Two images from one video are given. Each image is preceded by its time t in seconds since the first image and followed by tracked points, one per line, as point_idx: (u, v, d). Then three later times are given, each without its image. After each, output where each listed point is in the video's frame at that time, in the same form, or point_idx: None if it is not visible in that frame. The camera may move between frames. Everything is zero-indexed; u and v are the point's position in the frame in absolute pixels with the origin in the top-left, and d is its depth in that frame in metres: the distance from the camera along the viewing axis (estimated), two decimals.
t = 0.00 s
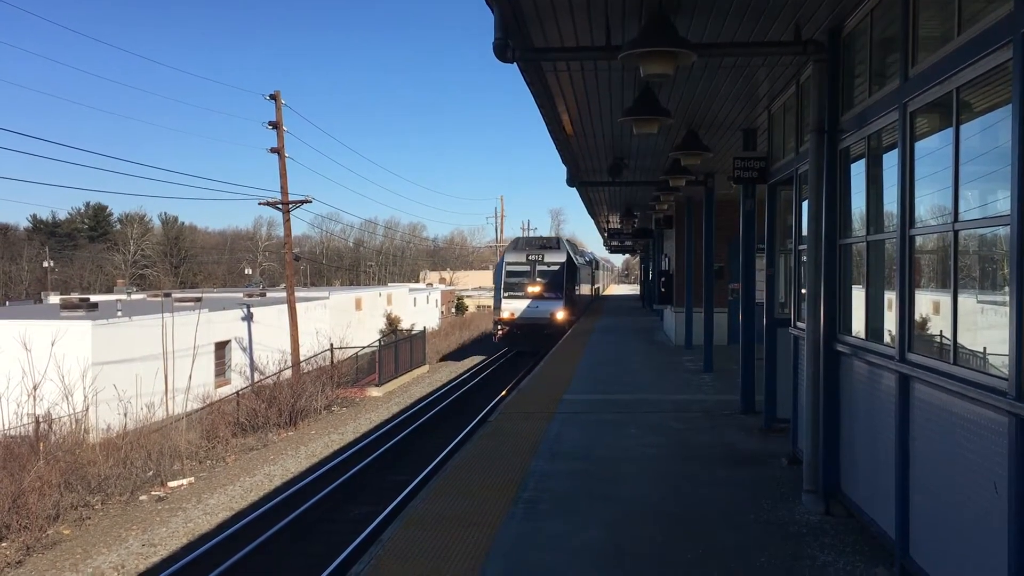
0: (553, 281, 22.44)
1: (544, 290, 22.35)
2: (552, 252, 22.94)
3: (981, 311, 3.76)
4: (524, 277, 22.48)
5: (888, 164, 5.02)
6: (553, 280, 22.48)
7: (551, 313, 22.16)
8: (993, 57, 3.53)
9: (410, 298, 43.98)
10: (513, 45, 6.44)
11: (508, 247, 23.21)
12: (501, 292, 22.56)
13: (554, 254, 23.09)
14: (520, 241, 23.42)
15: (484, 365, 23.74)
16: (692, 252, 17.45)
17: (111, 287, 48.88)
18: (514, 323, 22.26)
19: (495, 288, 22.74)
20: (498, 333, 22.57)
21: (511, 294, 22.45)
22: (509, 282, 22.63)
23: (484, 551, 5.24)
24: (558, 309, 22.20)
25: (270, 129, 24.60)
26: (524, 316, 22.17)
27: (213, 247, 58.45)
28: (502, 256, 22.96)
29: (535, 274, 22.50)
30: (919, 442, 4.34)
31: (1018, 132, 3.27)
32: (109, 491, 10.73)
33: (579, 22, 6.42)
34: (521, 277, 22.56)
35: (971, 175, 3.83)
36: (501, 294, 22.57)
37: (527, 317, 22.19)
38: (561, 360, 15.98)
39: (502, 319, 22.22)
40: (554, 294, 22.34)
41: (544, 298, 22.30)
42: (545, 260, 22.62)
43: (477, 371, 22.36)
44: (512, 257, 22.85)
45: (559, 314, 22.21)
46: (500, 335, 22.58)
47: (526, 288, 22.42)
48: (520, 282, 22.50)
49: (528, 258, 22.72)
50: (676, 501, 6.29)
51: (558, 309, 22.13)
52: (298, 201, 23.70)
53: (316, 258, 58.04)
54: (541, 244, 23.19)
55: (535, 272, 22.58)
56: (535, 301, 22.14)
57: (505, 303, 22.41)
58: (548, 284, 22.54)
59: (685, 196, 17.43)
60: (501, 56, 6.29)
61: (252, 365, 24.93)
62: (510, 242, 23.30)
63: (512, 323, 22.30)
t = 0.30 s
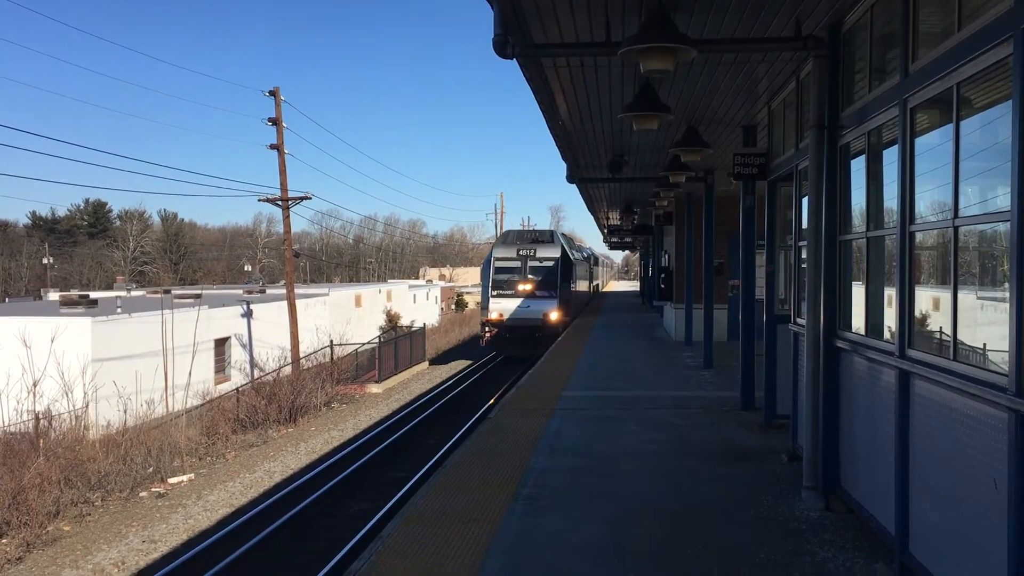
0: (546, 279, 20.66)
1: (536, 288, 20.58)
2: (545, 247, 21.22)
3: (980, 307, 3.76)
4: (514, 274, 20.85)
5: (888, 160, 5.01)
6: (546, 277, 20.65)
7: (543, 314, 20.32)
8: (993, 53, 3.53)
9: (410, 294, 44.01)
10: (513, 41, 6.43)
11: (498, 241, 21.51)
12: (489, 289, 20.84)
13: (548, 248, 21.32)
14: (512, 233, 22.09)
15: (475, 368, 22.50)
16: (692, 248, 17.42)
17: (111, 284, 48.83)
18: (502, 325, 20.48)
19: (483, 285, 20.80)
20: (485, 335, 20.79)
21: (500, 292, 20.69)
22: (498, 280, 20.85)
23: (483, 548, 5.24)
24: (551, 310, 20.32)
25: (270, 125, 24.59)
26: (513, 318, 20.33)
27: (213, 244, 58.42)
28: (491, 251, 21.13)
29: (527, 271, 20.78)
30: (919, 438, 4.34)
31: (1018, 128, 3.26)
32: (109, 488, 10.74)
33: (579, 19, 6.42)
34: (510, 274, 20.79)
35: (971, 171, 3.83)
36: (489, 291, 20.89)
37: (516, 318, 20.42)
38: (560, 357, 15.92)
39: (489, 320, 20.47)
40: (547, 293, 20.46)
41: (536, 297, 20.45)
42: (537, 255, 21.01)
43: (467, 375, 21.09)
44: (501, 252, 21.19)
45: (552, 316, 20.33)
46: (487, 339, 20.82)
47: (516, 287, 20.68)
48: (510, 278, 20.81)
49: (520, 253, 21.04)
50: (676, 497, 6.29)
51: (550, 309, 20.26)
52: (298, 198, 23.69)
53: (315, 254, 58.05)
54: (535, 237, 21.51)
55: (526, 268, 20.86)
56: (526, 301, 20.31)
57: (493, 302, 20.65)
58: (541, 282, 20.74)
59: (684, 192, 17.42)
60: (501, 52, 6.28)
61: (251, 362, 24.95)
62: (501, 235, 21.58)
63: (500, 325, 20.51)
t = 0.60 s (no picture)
0: (538, 277, 19.12)
1: (526, 287, 19.03)
2: (537, 241, 19.72)
3: (980, 303, 3.76)
4: (503, 271, 19.25)
5: (888, 156, 5.00)
6: (537, 274, 19.16)
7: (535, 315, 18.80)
8: (993, 49, 3.52)
9: (410, 291, 44.05)
10: (513, 37, 6.43)
11: (486, 235, 19.98)
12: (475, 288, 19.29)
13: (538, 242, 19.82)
14: (502, 226, 20.49)
15: (465, 372, 21.12)
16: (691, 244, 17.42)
17: (111, 281, 48.78)
18: (490, 328, 18.94)
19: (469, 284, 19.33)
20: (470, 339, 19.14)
21: (487, 292, 19.14)
22: (484, 277, 19.24)
23: (483, 545, 5.24)
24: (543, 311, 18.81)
25: (270, 122, 24.57)
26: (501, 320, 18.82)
27: (213, 241, 58.38)
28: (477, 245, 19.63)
29: (516, 268, 19.27)
30: (919, 435, 4.33)
31: (1018, 125, 3.25)
32: (108, 485, 10.74)
33: (578, 16, 6.42)
34: (499, 271, 19.22)
35: (971, 168, 3.82)
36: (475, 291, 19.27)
37: (504, 320, 18.89)
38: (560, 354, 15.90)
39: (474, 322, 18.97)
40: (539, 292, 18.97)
41: (526, 296, 18.98)
42: (527, 251, 19.48)
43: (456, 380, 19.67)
44: (489, 247, 19.64)
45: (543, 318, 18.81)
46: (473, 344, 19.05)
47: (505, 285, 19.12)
48: (498, 276, 19.24)
49: (509, 248, 19.54)
50: (676, 494, 6.29)
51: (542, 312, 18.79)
52: (298, 195, 23.69)
53: (315, 252, 58.07)
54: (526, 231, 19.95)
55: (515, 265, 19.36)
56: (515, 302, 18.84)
57: (480, 302, 19.14)
58: (531, 280, 19.20)
59: (684, 189, 17.43)
60: (500, 49, 6.28)
61: (251, 359, 24.96)
62: (489, 228, 20.09)
63: (488, 328, 18.98)
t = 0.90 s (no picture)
0: (527, 278, 17.85)
1: (514, 288, 17.80)
2: (526, 237, 18.49)
3: (979, 302, 3.76)
4: (488, 271, 18.00)
5: (888, 155, 5.00)
6: (526, 273, 17.88)
7: (524, 319, 17.59)
8: (993, 48, 3.52)
9: (410, 289, 44.12)
10: (513, 37, 6.44)
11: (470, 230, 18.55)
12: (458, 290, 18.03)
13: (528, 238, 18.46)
14: (488, 221, 19.17)
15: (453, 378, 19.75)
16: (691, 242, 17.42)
17: (110, 279, 48.74)
18: (474, 333, 17.78)
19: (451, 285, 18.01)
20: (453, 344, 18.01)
21: (471, 293, 17.89)
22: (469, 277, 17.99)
23: (483, 543, 5.24)
24: (533, 315, 17.59)
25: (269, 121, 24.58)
26: (486, 325, 17.65)
27: (212, 240, 58.37)
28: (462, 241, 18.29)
29: (502, 268, 18.02)
30: (919, 434, 4.33)
31: (1018, 124, 3.26)
32: (108, 483, 10.74)
33: (578, 13, 6.41)
34: (484, 270, 18.00)
35: (971, 167, 3.82)
36: (458, 292, 18.02)
37: (488, 325, 17.71)
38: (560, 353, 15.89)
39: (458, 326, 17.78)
40: (527, 293, 17.75)
41: (513, 298, 17.79)
42: (515, 248, 18.24)
43: (444, 388, 18.37)
44: (474, 244, 18.41)
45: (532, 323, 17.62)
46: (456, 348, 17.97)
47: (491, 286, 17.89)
48: (483, 276, 18.00)
49: (495, 245, 18.28)
50: (675, 492, 6.30)
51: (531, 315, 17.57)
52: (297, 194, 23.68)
53: (315, 250, 58.11)
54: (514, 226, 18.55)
55: (503, 264, 18.13)
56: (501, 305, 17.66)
57: (463, 305, 17.90)
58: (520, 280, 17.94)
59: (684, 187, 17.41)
60: (500, 48, 6.29)
61: (251, 357, 24.98)
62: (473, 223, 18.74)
63: (472, 333, 17.81)
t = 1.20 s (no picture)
0: (513, 279, 15.43)
1: (498, 292, 15.35)
2: (512, 232, 16.10)
3: (978, 302, 3.77)
4: (469, 272, 15.56)
5: (888, 155, 4.98)
6: (512, 274, 15.45)
7: (510, 327, 15.08)
8: (992, 48, 3.52)
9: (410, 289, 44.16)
10: (512, 37, 6.44)
11: (451, 225, 16.51)
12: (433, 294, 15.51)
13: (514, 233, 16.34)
14: (470, 213, 16.63)
15: (433, 391, 17.71)
16: (691, 243, 17.39)
17: (109, 279, 48.71)
18: (451, 343, 15.09)
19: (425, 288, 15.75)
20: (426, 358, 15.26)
21: (449, 297, 15.39)
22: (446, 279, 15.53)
23: (482, 543, 5.23)
24: (521, 322, 15.12)
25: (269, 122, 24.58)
26: (465, 334, 15.04)
27: (211, 240, 58.34)
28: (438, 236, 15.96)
29: (485, 268, 15.56)
30: (918, 435, 4.33)
31: (1018, 124, 3.26)
32: (107, 484, 10.74)
33: (578, 13, 6.41)
34: (464, 272, 15.53)
35: (970, 167, 3.82)
36: (433, 296, 15.49)
37: (468, 335, 15.06)
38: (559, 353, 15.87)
39: (432, 336, 15.15)
40: (513, 297, 15.29)
41: (497, 303, 15.29)
42: (501, 245, 15.80)
43: (424, 399, 16.49)
44: (454, 241, 15.86)
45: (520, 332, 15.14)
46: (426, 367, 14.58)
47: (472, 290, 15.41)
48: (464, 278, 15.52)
49: (478, 242, 15.81)
50: (674, 492, 6.30)
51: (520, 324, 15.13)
52: (297, 194, 23.66)
53: (314, 250, 58.11)
54: (500, 220, 16.50)
55: (486, 263, 15.69)
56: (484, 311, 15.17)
57: (439, 311, 15.37)
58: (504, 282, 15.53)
59: (684, 187, 17.37)
60: (499, 47, 6.31)
61: (250, 358, 24.99)
62: (453, 216, 16.32)
63: (449, 344, 15.12)
